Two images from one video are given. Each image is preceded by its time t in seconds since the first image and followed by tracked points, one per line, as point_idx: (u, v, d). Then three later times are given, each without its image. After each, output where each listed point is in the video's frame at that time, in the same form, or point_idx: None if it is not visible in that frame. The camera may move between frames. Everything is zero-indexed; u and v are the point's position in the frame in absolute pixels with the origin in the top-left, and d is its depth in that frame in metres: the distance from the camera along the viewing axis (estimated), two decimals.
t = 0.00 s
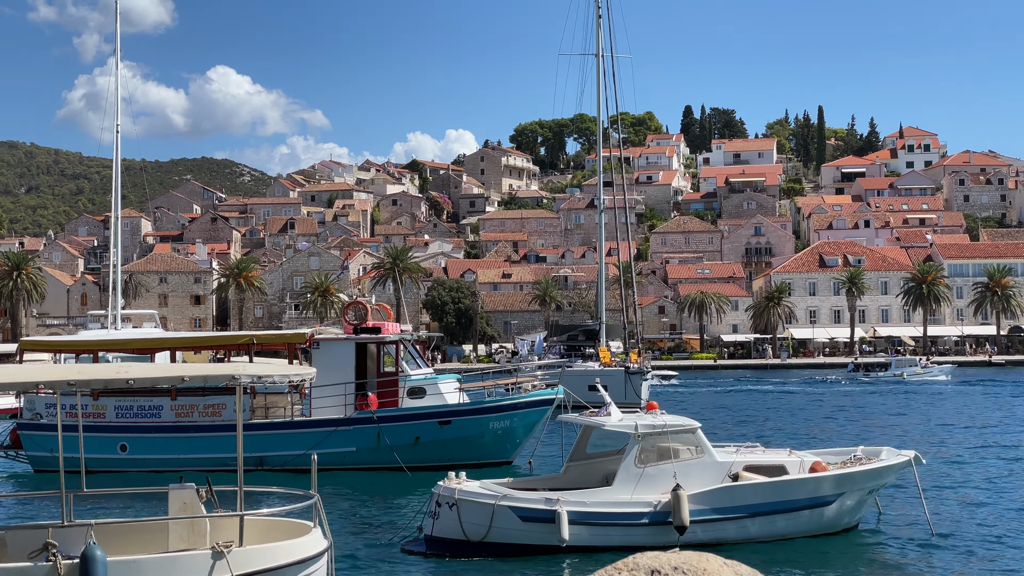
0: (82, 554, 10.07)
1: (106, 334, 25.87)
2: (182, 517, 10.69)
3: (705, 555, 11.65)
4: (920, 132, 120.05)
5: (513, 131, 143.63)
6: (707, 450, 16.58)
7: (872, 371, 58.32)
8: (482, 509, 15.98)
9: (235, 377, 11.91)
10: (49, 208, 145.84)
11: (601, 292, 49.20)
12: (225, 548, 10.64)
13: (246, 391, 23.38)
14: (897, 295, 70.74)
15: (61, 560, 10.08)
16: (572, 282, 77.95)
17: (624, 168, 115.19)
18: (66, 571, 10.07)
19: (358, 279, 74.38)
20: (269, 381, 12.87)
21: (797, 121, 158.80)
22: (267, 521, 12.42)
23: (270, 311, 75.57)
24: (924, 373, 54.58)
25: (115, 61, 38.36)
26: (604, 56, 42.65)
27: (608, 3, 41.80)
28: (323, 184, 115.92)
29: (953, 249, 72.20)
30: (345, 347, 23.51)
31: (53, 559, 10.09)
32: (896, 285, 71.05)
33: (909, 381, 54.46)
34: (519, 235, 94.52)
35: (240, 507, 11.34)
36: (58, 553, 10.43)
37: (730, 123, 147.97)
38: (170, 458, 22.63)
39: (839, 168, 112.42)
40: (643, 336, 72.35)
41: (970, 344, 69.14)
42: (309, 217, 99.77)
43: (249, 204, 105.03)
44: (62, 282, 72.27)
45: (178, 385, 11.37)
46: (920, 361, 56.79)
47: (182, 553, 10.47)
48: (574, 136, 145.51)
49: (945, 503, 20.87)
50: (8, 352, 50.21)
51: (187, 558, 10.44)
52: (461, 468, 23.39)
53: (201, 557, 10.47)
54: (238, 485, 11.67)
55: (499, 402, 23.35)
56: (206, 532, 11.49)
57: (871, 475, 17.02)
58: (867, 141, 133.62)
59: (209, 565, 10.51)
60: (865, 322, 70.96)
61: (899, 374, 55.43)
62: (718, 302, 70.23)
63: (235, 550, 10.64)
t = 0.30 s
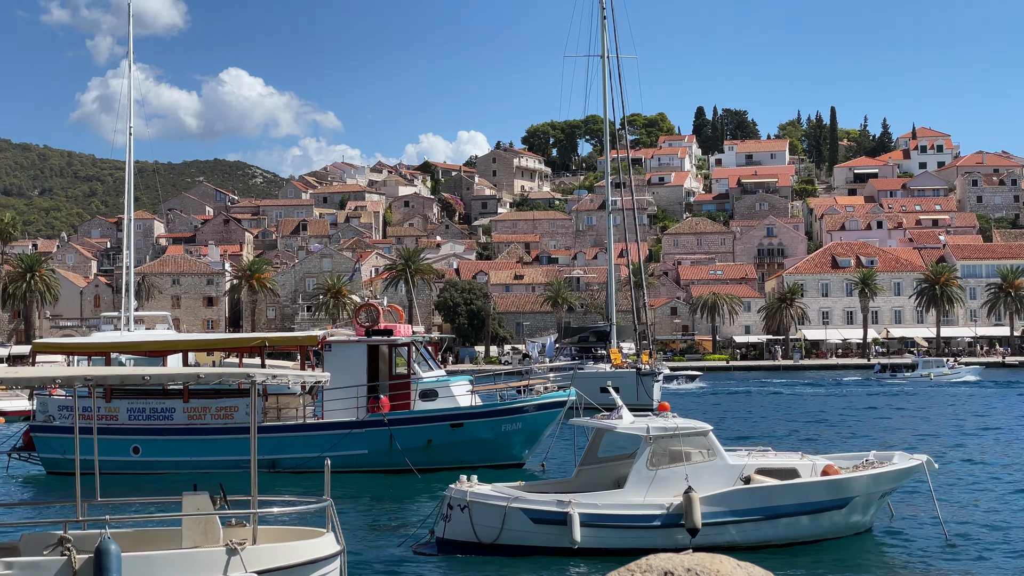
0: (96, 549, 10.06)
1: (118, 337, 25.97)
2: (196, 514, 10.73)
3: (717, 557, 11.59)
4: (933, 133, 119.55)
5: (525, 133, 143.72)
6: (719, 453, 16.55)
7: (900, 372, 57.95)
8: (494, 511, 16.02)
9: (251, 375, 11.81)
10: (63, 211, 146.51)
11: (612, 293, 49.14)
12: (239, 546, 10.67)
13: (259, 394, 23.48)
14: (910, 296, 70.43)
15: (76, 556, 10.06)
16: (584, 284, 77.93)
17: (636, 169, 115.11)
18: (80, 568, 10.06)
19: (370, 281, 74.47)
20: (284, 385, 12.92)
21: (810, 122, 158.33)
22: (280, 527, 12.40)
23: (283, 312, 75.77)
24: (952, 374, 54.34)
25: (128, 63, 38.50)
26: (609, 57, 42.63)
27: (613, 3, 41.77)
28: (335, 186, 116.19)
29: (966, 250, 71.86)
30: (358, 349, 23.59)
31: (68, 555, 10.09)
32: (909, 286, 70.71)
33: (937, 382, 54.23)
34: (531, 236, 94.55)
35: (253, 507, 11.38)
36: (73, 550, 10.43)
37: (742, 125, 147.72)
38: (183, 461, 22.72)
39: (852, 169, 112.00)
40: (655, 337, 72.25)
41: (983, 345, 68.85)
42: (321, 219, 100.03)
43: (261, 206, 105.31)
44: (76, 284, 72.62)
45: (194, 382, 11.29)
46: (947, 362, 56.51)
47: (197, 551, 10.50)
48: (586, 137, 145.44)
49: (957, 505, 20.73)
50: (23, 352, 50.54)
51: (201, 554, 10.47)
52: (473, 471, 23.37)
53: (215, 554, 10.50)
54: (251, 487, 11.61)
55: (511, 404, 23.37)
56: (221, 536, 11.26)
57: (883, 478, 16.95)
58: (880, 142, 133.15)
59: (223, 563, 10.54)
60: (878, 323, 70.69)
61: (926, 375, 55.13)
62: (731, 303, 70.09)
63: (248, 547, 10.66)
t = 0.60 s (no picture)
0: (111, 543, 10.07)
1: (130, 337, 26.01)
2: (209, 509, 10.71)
3: (731, 558, 11.59)
4: (946, 134, 119.00)
5: (537, 134, 143.73)
6: (731, 454, 16.50)
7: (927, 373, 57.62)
8: (506, 509, 16.02)
9: (264, 372, 11.84)
10: (76, 213, 147.18)
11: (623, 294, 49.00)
12: (253, 541, 10.69)
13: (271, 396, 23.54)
14: (923, 297, 70.12)
15: (90, 550, 10.05)
16: (596, 285, 77.90)
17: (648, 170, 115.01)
18: (94, 564, 10.03)
19: (382, 283, 74.56)
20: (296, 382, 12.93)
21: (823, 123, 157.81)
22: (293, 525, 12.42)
23: (296, 314, 76.00)
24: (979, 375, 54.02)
25: (140, 66, 38.66)
26: (616, 58, 42.55)
27: (619, 5, 41.74)
28: (347, 187, 116.42)
29: (980, 250, 71.54)
30: (370, 351, 23.63)
31: (82, 550, 10.08)
32: (922, 287, 70.41)
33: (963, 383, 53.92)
34: (544, 237, 94.54)
35: (267, 504, 11.40)
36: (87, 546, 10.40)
37: (755, 125, 147.42)
38: (196, 462, 22.78)
39: (865, 170, 111.59)
40: (667, 338, 72.15)
41: (998, 346, 68.50)
42: (333, 221, 100.28)
43: (274, 207, 105.57)
44: (89, 286, 72.95)
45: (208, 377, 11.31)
46: (972, 361, 56.18)
47: (210, 545, 10.48)
48: (598, 138, 145.32)
49: (971, 508, 20.60)
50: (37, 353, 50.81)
51: (215, 549, 10.44)
52: (486, 474, 23.38)
53: (229, 548, 10.47)
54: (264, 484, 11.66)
55: (523, 407, 23.37)
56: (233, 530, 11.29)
57: (898, 481, 16.86)
58: (893, 142, 132.63)
59: (237, 557, 10.52)
60: (891, 324, 70.36)
61: (951, 376, 54.81)
62: (743, 305, 69.98)
63: (261, 542, 10.65)
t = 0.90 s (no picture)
0: (125, 541, 10.06)
1: (145, 338, 26.10)
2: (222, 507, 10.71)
3: (746, 560, 11.61)
4: (960, 134, 118.40)
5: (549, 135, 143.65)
6: (745, 454, 16.45)
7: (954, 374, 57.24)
8: (518, 507, 15.92)
9: (275, 368, 11.87)
10: (90, 215, 147.82)
11: (636, 294, 48.94)
12: (266, 538, 10.69)
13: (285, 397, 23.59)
14: (937, 298, 69.79)
15: (104, 548, 10.07)
16: (609, 286, 77.81)
17: (661, 171, 114.83)
18: (109, 562, 10.05)
19: (395, 284, 74.64)
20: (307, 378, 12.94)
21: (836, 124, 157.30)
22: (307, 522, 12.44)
23: (309, 315, 76.11)
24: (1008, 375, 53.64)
25: (154, 66, 38.75)
26: (623, 59, 42.44)
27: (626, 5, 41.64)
28: (360, 189, 116.68)
29: (994, 251, 71.17)
30: (384, 352, 23.67)
31: (96, 548, 10.08)
32: (936, 288, 70.10)
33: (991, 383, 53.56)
34: (557, 239, 94.48)
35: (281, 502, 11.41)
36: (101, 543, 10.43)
37: (767, 126, 147.10)
38: (210, 463, 22.86)
39: (878, 170, 111.18)
40: (680, 339, 72.06)
41: (1013, 346, 68.07)
42: (347, 222, 100.49)
43: (286, 209, 105.78)
44: (103, 287, 73.25)
45: (220, 375, 11.33)
46: (1000, 362, 55.77)
47: (224, 542, 10.46)
48: (610, 139, 145.13)
49: (985, 510, 20.50)
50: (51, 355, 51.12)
51: (227, 547, 10.40)
52: (499, 475, 23.39)
53: (242, 545, 10.47)
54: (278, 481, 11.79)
55: (537, 408, 23.36)
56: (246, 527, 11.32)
57: (913, 481, 16.76)
58: (907, 142, 132.07)
59: (250, 554, 10.53)
60: (905, 325, 70.01)
61: (979, 376, 54.49)
62: (756, 306, 69.74)
63: (275, 539, 10.68)
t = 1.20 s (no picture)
0: (138, 545, 10.07)
1: (159, 339, 26.22)
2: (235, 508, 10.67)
3: (761, 560, 11.54)
4: (974, 134, 117.79)
5: (562, 136, 143.69)
6: (759, 453, 16.41)
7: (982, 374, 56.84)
8: (532, 506, 15.86)
9: (287, 367, 11.88)
10: (104, 216, 148.57)
11: (649, 294, 48.90)
12: (279, 539, 10.64)
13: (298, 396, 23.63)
14: (952, 298, 69.44)
15: (117, 552, 10.09)
16: (622, 287, 77.75)
17: (674, 171, 114.67)
18: (122, 565, 10.09)
19: (408, 285, 74.78)
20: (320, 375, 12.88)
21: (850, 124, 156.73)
22: (320, 517, 12.45)
23: (322, 316, 76.28)
24: None
25: (168, 68, 38.99)
26: (634, 60, 42.45)
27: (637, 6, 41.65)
28: (373, 190, 116.97)
29: (1009, 251, 70.82)
30: (397, 352, 23.68)
31: (109, 551, 10.10)
32: (951, 288, 69.77)
33: None
34: (569, 239, 94.49)
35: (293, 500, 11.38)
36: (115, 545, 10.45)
37: (781, 126, 146.73)
38: (223, 463, 22.93)
39: (892, 170, 110.77)
40: (693, 340, 71.96)
41: None
42: (360, 223, 100.71)
43: (300, 210, 106.06)
44: (117, 288, 73.61)
45: (231, 376, 11.32)
46: None
47: (238, 544, 10.42)
48: (623, 140, 144.98)
49: (1001, 510, 20.36)
50: (66, 355, 51.39)
51: (240, 549, 10.38)
52: (512, 475, 23.41)
53: (255, 547, 10.45)
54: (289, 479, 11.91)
55: (550, 408, 23.37)
56: (260, 527, 11.50)
57: (930, 481, 16.67)
58: (921, 142, 131.49)
59: (263, 555, 10.49)
60: (919, 325, 69.72)
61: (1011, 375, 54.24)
62: (769, 306, 69.59)
63: (288, 540, 10.63)
